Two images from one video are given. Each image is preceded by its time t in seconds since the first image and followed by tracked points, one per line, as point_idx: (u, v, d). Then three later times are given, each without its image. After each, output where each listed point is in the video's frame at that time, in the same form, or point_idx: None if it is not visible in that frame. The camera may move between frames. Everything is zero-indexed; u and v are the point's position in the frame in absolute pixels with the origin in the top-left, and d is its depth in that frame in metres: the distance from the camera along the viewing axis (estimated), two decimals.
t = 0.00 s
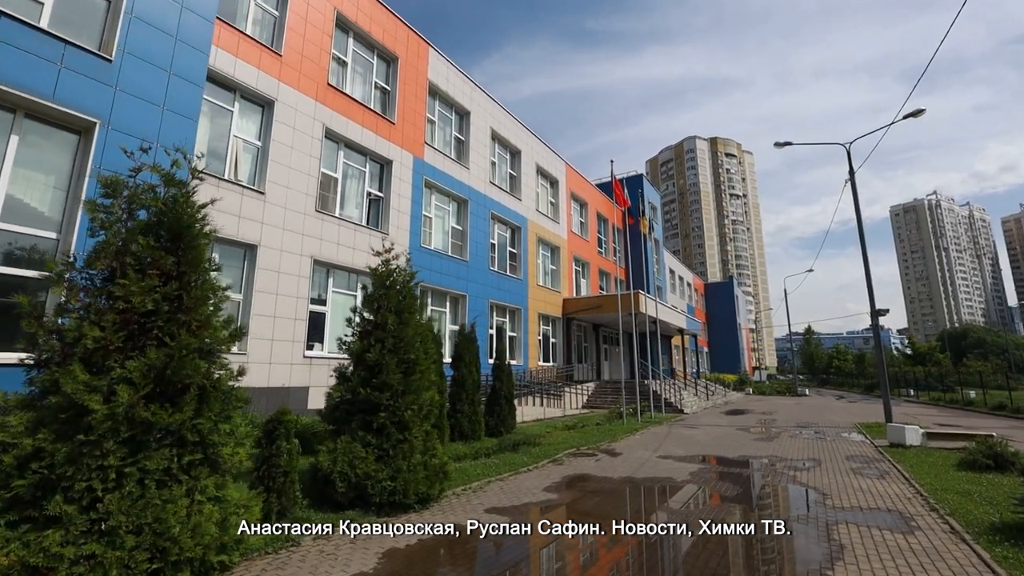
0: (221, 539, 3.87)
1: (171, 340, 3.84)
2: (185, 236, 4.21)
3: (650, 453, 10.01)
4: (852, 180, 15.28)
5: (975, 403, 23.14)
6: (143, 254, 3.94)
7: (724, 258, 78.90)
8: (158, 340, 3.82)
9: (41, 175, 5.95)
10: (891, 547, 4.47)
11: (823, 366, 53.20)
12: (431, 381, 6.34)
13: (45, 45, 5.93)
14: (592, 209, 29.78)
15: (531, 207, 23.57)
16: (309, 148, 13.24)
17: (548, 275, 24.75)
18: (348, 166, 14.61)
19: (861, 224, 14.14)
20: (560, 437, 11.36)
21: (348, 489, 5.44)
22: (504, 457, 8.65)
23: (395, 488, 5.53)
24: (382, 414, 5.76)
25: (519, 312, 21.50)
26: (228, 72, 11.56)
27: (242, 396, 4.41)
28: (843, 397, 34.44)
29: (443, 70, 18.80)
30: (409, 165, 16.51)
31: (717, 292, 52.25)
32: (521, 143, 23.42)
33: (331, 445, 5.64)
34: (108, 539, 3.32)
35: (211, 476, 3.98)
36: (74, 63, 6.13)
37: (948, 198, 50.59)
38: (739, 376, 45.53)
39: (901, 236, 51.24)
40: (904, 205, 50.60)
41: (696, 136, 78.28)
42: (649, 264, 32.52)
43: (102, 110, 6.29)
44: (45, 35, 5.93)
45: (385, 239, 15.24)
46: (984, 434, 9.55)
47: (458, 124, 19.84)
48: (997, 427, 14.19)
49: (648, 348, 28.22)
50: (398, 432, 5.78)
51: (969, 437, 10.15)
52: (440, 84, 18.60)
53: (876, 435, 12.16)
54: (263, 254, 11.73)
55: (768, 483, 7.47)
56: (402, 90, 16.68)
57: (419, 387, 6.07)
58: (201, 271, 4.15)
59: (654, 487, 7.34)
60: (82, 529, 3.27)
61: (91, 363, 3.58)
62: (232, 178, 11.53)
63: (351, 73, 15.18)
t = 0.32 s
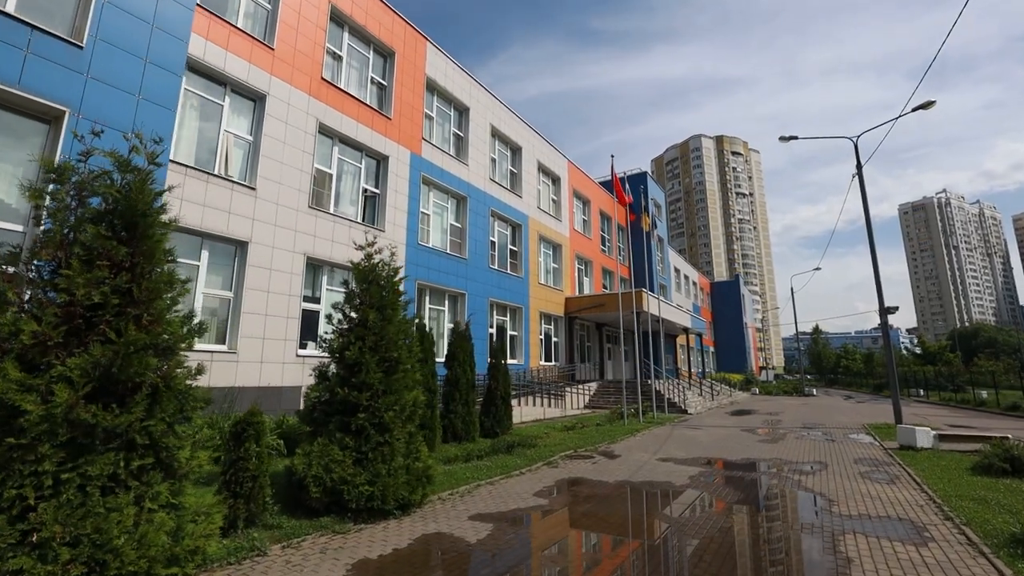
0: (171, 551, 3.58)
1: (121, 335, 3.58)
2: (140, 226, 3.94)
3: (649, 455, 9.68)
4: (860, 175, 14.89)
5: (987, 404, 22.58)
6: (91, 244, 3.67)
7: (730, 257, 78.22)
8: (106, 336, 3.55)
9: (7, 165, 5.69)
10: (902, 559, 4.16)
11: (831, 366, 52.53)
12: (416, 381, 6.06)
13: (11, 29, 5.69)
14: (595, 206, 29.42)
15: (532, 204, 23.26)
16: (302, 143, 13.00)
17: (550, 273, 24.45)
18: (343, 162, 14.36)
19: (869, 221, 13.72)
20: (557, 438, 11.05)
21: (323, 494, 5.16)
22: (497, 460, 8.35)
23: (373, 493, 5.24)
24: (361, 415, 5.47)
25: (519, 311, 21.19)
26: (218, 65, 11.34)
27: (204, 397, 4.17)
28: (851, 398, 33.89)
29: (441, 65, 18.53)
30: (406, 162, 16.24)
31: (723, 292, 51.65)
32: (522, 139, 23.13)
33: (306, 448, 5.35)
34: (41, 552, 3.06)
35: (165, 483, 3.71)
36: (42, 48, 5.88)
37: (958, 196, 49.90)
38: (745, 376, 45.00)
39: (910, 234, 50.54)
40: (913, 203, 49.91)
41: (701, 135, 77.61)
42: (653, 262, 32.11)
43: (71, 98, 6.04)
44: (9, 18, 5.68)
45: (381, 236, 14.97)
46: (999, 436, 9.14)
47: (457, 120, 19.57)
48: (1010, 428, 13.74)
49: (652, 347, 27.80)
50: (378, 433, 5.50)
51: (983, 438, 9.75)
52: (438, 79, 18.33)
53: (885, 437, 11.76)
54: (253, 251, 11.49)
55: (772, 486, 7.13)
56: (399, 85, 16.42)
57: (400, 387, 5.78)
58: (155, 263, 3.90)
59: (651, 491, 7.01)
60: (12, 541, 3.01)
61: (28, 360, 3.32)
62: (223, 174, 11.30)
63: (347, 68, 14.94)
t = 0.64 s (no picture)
0: (109, 566, 3.27)
1: (54, 330, 3.30)
2: (83, 211, 3.65)
3: (645, 457, 9.37)
4: (865, 170, 14.51)
5: (995, 404, 22.14)
6: (24, 229, 3.37)
7: (734, 256, 77.67)
8: (35, 332, 3.27)
9: None
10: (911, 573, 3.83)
11: (836, 366, 52.01)
12: (395, 381, 5.76)
13: None
14: (596, 204, 29.08)
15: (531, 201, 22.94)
16: (292, 138, 12.73)
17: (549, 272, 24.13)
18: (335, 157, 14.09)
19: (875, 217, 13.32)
20: (552, 440, 10.76)
21: (292, 501, 4.86)
22: (486, 462, 8.05)
23: (346, 499, 4.94)
24: (335, 417, 5.18)
25: (518, 310, 20.88)
26: (204, 58, 11.08)
27: (156, 398, 3.90)
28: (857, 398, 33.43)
29: (437, 60, 18.22)
30: (400, 158, 15.96)
31: (726, 291, 51.13)
32: (521, 136, 22.80)
33: (276, 452, 5.07)
34: None
35: (108, 490, 3.42)
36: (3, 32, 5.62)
37: (964, 194, 49.35)
38: (748, 376, 44.50)
39: (915, 233, 49.99)
40: (919, 202, 49.35)
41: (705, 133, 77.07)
42: (655, 261, 31.71)
43: (34, 85, 5.77)
44: None
45: (375, 233, 14.68)
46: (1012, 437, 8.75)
47: (453, 117, 19.28)
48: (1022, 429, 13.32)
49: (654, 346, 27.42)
50: (352, 435, 5.20)
51: (995, 440, 9.36)
52: (434, 74, 18.04)
53: (892, 438, 11.38)
54: (241, 247, 11.23)
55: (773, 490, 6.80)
56: (393, 80, 16.13)
57: (377, 386, 5.50)
58: (98, 254, 3.61)
59: (644, 496, 6.69)
60: None
61: None
62: (209, 169, 11.04)
63: (340, 62, 14.66)
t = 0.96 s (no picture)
0: None
1: None
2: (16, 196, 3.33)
3: (642, 460, 9.04)
4: (871, 165, 14.16)
5: (1005, 405, 21.64)
6: None
7: (739, 255, 77.03)
8: None
9: None
10: None
11: (841, 366, 51.42)
12: (373, 380, 5.46)
13: None
14: (597, 202, 28.75)
15: (530, 199, 22.63)
16: (282, 133, 12.46)
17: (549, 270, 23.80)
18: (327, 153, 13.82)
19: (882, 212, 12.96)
20: (547, 441, 10.45)
21: (257, 508, 4.59)
22: (475, 465, 7.74)
23: (315, 506, 4.65)
24: (306, 418, 4.88)
25: (517, 308, 20.56)
26: (190, 50, 10.82)
27: (101, 398, 3.62)
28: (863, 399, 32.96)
29: (433, 55, 17.94)
30: (395, 154, 15.67)
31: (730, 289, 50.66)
32: (519, 133, 22.49)
33: (243, 456, 4.78)
34: None
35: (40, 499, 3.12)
36: None
37: (972, 192, 48.77)
38: (753, 376, 43.98)
39: (922, 232, 49.39)
40: (926, 200, 48.81)
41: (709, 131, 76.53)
42: (657, 259, 31.34)
43: None
44: None
45: (368, 230, 14.39)
46: None
47: (450, 113, 19.00)
48: None
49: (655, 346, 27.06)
50: (324, 438, 4.91)
51: (1007, 443, 9.00)
52: (431, 69, 17.75)
53: (899, 441, 11.01)
54: (228, 244, 10.97)
55: (775, 496, 6.46)
56: (388, 75, 15.85)
57: (351, 387, 5.19)
58: (32, 243, 3.29)
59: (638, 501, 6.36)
60: None
61: None
62: (196, 164, 10.78)
63: (332, 57, 14.39)
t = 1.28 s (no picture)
0: None
1: None
2: None
3: (640, 463, 8.71)
4: (877, 159, 13.75)
5: (1017, 405, 21.09)
6: None
7: (744, 254, 76.41)
8: None
9: None
10: None
11: (848, 366, 50.79)
12: (348, 380, 5.16)
13: None
14: (599, 200, 28.39)
15: (530, 196, 22.31)
16: (272, 128, 12.21)
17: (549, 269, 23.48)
18: (319, 149, 13.58)
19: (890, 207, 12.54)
20: (542, 443, 10.12)
21: (219, 516, 4.32)
22: (463, 468, 7.44)
23: (282, 514, 4.37)
24: (274, 420, 4.59)
25: (516, 307, 20.25)
26: (176, 43, 10.57)
27: (39, 400, 3.34)
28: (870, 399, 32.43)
29: (430, 50, 17.65)
30: (390, 150, 15.41)
31: (736, 289, 50.19)
32: (519, 129, 22.18)
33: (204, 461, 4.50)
34: None
35: None
36: None
37: (980, 190, 48.08)
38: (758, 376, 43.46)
39: (929, 230, 48.73)
40: (933, 199, 48.20)
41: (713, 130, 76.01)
42: (660, 258, 30.93)
43: None
44: None
45: (362, 227, 14.12)
46: None
47: (448, 109, 18.71)
48: None
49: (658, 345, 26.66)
50: (294, 442, 4.62)
51: None
52: (427, 65, 17.47)
53: (909, 443, 10.61)
54: (216, 241, 10.72)
55: (777, 502, 6.12)
56: (383, 70, 15.58)
57: (323, 387, 4.89)
58: None
59: (632, 507, 6.04)
60: None
61: None
62: (183, 159, 10.53)
63: (326, 51, 14.14)
